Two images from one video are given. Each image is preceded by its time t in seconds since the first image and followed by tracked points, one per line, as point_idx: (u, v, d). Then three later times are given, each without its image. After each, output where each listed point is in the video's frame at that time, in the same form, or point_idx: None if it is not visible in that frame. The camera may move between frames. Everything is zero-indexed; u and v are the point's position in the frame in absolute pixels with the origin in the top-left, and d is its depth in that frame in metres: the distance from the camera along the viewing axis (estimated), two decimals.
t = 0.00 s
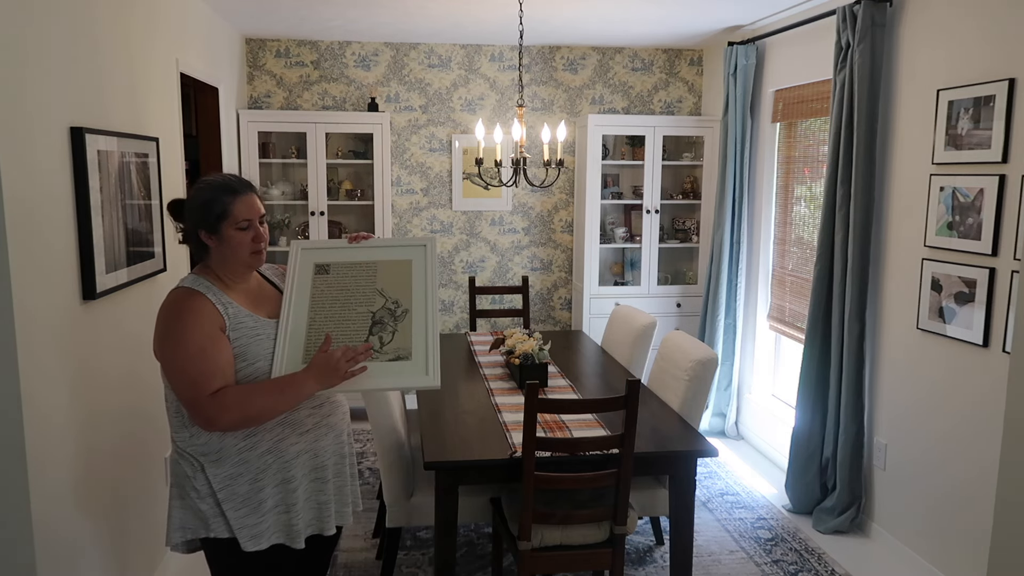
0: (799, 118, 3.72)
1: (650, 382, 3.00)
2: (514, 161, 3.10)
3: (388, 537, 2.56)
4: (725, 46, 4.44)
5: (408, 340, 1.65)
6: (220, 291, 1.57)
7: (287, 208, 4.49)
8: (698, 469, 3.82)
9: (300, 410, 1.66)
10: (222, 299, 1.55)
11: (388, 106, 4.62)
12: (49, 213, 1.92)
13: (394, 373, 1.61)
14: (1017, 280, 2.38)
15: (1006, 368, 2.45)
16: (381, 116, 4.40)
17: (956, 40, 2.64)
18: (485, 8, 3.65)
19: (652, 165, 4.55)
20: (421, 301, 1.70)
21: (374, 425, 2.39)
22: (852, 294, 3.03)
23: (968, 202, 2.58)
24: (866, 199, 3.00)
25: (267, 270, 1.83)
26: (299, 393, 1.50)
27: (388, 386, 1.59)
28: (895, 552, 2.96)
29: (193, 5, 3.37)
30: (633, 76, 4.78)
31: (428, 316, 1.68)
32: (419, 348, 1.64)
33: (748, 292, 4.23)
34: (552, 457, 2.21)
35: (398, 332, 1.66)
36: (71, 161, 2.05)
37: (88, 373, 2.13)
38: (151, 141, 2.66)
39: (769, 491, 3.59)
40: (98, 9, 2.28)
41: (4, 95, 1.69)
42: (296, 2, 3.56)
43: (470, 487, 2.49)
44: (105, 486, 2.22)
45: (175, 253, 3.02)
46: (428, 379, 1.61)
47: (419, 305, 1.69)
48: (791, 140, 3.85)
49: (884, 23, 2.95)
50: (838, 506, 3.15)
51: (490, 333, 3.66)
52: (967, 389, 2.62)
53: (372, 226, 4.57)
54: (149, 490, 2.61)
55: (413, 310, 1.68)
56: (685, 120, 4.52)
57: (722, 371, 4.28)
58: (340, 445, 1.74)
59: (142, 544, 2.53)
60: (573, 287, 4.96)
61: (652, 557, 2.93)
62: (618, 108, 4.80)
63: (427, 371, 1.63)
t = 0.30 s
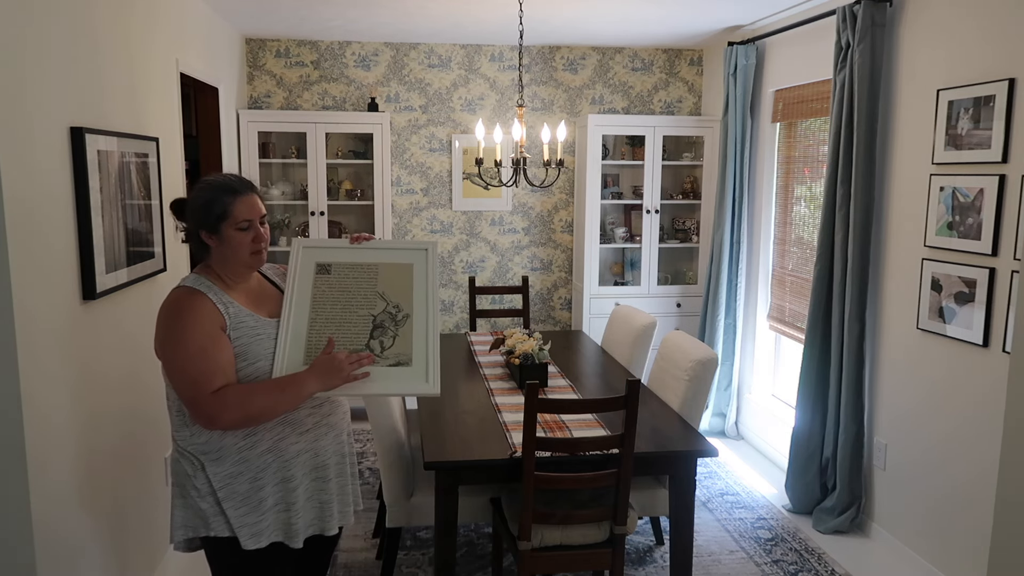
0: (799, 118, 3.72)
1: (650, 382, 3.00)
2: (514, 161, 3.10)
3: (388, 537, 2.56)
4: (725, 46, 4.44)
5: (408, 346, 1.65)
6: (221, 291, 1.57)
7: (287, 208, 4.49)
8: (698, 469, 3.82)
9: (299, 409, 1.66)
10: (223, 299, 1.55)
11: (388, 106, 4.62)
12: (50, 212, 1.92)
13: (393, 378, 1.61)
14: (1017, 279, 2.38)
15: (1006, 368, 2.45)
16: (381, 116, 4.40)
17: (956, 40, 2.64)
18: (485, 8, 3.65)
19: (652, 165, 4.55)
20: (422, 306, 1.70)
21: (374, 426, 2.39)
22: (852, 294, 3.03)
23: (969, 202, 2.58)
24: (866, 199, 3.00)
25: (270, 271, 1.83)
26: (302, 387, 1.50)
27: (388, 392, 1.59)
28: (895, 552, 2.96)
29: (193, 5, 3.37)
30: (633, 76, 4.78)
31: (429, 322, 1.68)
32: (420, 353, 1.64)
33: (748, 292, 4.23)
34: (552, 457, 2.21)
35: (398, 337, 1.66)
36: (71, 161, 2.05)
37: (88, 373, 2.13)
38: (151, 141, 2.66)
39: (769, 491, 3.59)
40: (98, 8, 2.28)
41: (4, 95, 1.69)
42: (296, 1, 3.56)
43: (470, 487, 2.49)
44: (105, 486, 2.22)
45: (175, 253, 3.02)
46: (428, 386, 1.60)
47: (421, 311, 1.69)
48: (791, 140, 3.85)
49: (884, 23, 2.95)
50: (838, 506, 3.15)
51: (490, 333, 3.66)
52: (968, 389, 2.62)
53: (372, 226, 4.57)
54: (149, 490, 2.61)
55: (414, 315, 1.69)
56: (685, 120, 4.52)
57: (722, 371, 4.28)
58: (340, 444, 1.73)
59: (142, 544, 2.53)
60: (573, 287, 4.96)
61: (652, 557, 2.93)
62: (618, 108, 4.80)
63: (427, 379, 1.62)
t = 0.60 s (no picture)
0: (799, 118, 3.72)
1: (650, 382, 3.00)
2: (514, 161, 3.10)
3: (388, 537, 2.56)
4: (725, 46, 4.44)
5: (408, 347, 1.66)
6: (222, 289, 1.56)
7: (287, 208, 4.49)
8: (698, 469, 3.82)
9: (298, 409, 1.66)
10: (224, 297, 1.55)
11: (388, 106, 4.62)
12: (50, 212, 1.92)
13: (391, 380, 1.61)
14: (1017, 279, 2.38)
15: (1006, 368, 2.45)
16: (381, 116, 4.40)
17: (956, 40, 2.64)
18: (485, 8, 3.65)
19: (652, 165, 4.55)
20: (423, 308, 1.70)
21: (374, 425, 2.39)
22: (852, 294, 3.03)
23: (968, 202, 2.58)
24: (866, 199, 3.00)
25: (273, 270, 1.83)
26: (302, 386, 1.50)
27: (385, 394, 1.59)
28: (895, 552, 2.96)
29: (193, 5, 3.37)
30: (633, 76, 4.78)
31: (429, 325, 1.69)
32: (419, 356, 1.64)
33: (748, 292, 4.23)
34: (552, 457, 2.21)
35: (398, 339, 1.66)
36: (71, 161, 2.05)
37: (88, 373, 2.13)
38: (151, 141, 2.66)
39: (769, 491, 3.59)
40: (98, 8, 2.27)
41: (3, 95, 1.69)
42: (296, 1, 3.56)
43: (470, 487, 2.49)
44: (105, 486, 2.22)
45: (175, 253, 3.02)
46: (426, 389, 1.60)
47: (421, 314, 1.69)
48: (791, 140, 3.85)
49: (884, 23, 2.95)
50: (838, 506, 3.15)
51: (490, 333, 3.65)
52: (968, 389, 2.61)
53: (372, 227, 4.57)
54: (149, 490, 2.61)
55: (415, 317, 1.69)
56: (685, 120, 4.52)
57: (722, 371, 4.28)
58: (339, 445, 1.73)
59: (142, 544, 2.53)
60: (573, 287, 4.96)
61: (652, 557, 2.93)
62: (618, 108, 4.80)
63: (424, 382, 1.62)
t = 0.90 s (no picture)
0: (799, 118, 3.72)
1: (650, 382, 3.00)
2: (514, 161, 3.10)
3: (388, 537, 2.56)
4: (725, 46, 4.44)
5: (406, 358, 1.68)
6: (223, 289, 1.57)
7: (287, 208, 4.49)
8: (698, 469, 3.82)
9: (296, 410, 1.66)
10: (224, 297, 1.55)
11: (388, 106, 4.62)
12: (49, 212, 1.92)
13: (387, 391, 1.64)
14: (1017, 279, 2.38)
15: (1006, 368, 2.45)
16: (381, 116, 4.40)
17: (956, 40, 2.64)
18: (485, 8, 3.65)
19: (652, 165, 4.55)
20: (423, 319, 1.72)
21: (374, 425, 2.39)
22: (852, 294, 3.03)
23: (968, 202, 2.58)
24: (866, 199, 3.00)
25: (278, 271, 1.83)
26: (298, 389, 1.51)
27: (381, 405, 1.61)
28: (895, 552, 2.96)
29: (193, 4, 3.37)
30: (633, 76, 4.78)
31: (429, 337, 1.71)
32: (416, 368, 1.67)
33: (748, 292, 4.23)
34: (552, 457, 2.21)
35: (397, 349, 1.68)
36: (71, 161, 2.05)
37: (88, 373, 2.13)
38: (151, 140, 2.66)
39: (769, 491, 3.59)
40: (98, 9, 2.27)
41: (3, 95, 1.69)
42: (295, 1, 3.56)
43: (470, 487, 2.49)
44: (105, 486, 2.22)
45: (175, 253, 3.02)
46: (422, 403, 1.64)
47: (421, 326, 1.71)
48: (791, 140, 3.85)
49: (884, 23, 2.95)
50: (838, 506, 3.15)
51: (490, 333, 3.65)
52: (968, 389, 2.61)
53: (372, 226, 4.57)
54: (149, 490, 2.62)
55: (414, 328, 1.71)
56: (685, 120, 4.52)
57: (722, 371, 4.28)
58: (337, 446, 1.73)
59: (142, 544, 2.53)
60: (573, 287, 4.96)
61: (652, 557, 2.93)
62: (618, 108, 4.80)
63: (420, 396, 1.66)
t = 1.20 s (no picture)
0: (799, 118, 3.72)
1: (650, 383, 3.00)
2: (514, 161, 3.10)
3: (388, 537, 2.56)
4: (725, 46, 4.44)
5: (404, 365, 1.68)
6: (224, 289, 1.57)
7: (287, 208, 4.49)
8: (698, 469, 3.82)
9: (294, 413, 1.65)
10: (224, 297, 1.55)
11: (388, 106, 4.62)
12: (49, 213, 1.92)
13: (384, 398, 1.65)
14: (1017, 279, 2.38)
15: (1006, 368, 2.45)
16: (381, 116, 4.40)
17: (956, 39, 2.64)
18: (484, 8, 3.65)
19: (652, 165, 4.54)
20: (423, 327, 1.72)
21: (375, 425, 2.39)
22: (852, 294, 3.03)
23: (968, 202, 2.58)
24: (866, 198, 3.00)
25: (281, 273, 1.83)
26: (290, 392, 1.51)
27: (376, 412, 1.62)
28: (895, 552, 2.96)
29: (193, 5, 3.37)
30: (633, 76, 4.78)
31: (428, 345, 1.71)
32: (413, 376, 1.68)
33: (748, 292, 4.23)
34: (552, 457, 2.21)
35: (395, 356, 1.68)
36: (71, 161, 2.05)
37: (88, 373, 2.13)
38: (150, 141, 2.66)
39: (769, 490, 3.59)
40: (98, 9, 2.27)
41: (3, 96, 1.69)
42: (295, 1, 3.56)
43: (470, 487, 2.49)
44: (106, 487, 2.22)
45: (175, 253, 3.02)
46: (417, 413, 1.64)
47: (421, 333, 1.71)
48: (791, 139, 3.85)
49: (884, 23, 2.95)
50: (838, 506, 3.15)
51: (490, 333, 3.66)
52: (968, 390, 2.61)
53: (372, 227, 4.57)
54: (150, 490, 2.62)
55: (414, 334, 1.71)
56: (685, 120, 4.52)
57: (722, 371, 4.28)
58: (335, 450, 1.72)
59: (142, 544, 2.53)
60: (573, 286, 4.96)
61: (652, 557, 2.93)
62: (618, 108, 4.80)
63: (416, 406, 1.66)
